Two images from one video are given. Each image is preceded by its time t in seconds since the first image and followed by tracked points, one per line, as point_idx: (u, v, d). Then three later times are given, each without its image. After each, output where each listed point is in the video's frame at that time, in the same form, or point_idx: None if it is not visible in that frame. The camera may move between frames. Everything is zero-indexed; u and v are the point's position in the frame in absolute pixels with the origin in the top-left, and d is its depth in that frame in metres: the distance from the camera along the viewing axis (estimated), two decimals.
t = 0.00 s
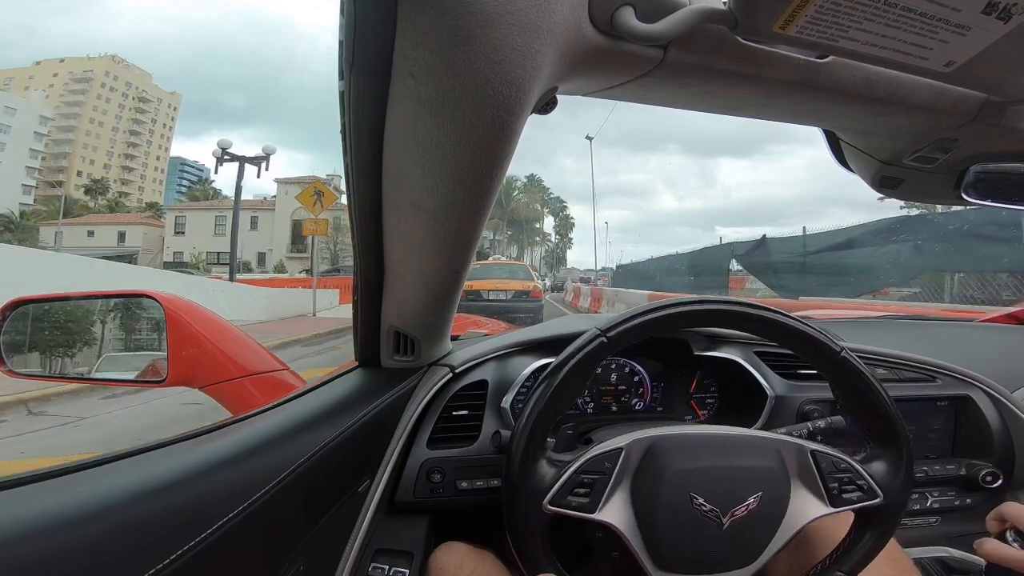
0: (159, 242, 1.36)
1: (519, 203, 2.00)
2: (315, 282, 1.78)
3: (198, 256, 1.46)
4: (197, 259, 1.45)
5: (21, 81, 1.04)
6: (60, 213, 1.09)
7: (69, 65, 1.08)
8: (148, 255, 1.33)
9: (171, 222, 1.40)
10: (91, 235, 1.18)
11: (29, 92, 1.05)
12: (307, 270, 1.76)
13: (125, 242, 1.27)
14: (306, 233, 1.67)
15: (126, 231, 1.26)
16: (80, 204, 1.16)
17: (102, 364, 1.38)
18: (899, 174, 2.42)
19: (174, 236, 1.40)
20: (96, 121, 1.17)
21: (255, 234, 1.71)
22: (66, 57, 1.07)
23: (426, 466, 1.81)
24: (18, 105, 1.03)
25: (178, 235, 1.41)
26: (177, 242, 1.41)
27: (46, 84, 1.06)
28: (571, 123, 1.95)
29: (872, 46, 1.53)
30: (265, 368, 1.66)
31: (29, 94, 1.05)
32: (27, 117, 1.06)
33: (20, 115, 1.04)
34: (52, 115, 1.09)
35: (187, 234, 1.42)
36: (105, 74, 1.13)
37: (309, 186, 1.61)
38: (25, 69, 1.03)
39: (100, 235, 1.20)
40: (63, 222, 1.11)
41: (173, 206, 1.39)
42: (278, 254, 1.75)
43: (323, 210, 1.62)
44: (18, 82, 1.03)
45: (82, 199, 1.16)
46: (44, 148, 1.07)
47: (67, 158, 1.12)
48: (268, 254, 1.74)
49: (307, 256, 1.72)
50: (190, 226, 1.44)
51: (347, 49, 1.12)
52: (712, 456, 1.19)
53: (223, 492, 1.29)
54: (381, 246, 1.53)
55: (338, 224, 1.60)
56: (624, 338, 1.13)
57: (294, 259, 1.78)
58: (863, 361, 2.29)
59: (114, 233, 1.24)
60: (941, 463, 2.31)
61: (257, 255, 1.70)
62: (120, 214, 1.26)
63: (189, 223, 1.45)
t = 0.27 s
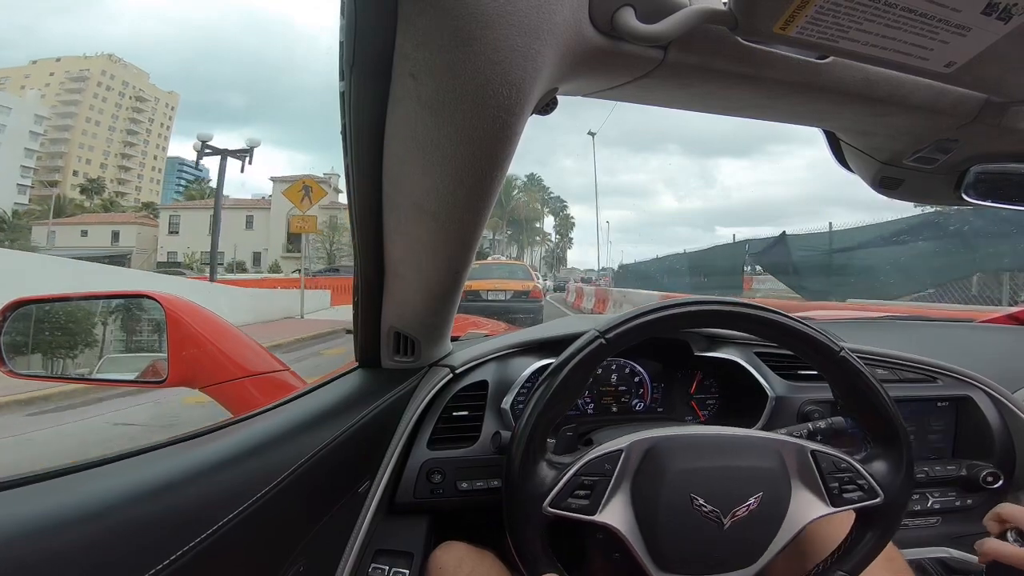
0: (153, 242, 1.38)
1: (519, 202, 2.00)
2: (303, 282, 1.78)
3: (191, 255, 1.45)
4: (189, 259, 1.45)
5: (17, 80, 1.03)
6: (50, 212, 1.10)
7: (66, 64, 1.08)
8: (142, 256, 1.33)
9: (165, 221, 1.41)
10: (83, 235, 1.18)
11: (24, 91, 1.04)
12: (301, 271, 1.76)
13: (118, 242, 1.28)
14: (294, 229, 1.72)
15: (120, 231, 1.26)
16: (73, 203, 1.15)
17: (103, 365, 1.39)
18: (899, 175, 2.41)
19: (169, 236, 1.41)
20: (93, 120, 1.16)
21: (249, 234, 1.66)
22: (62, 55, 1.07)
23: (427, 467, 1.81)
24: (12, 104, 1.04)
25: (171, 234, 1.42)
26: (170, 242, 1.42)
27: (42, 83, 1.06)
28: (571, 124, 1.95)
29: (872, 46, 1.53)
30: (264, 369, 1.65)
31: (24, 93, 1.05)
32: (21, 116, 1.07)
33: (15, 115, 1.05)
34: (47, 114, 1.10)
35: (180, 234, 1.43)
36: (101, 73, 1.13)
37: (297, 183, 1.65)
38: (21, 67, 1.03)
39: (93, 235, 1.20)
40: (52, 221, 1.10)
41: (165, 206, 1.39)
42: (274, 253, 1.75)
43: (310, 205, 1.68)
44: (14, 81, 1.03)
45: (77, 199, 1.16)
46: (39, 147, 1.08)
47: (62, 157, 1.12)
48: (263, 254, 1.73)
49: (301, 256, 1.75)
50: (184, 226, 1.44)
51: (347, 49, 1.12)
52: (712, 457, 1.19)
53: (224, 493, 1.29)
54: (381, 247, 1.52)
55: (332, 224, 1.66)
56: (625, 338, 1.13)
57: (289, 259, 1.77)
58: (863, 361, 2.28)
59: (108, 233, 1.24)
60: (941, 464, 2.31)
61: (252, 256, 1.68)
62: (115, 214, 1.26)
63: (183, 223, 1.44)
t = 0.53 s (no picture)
0: (146, 242, 1.36)
1: (519, 201, 1.99)
2: (288, 282, 1.75)
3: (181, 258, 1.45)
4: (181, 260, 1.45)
5: (12, 79, 1.04)
6: (42, 212, 1.09)
7: (62, 63, 1.07)
8: (134, 255, 1.33)
9: (158, 220, 1.40)
10: (77, 234, 1.17)
11: (19, 91, 1.05)
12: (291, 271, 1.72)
13: (110, 242, 1.28)
14: (278, 226, 1.63)
15: (112, 230, 1.27)
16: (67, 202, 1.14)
17: (103, 365, 1.38)
18: (899, 175, 2.41)
19: (162, 236, 1.39)
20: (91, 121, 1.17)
21: (243, 234, 1.62)
22: (58, 55, 1.07)
23: (426, 467, 1.81)
24: (6, 104, 1.04)
25: (165, 233, 1.41)
26: (162, 242, 1.40)
27: (37, 83, 1.06)
28: (572, 123, 1.95)
29: (873, 47, 1.53)
30: (264, 369, 1.65)
31: (19, 93, 1.05)
32: (14, 114, 1.05)
33: (10, 113, 1.04)
34: (43, 113, 1.08)
35: (174, 233, 1.42)
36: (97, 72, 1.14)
37: (281, 176, 1.57)
38: (16, 67, 1.03)
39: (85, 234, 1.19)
40: (43, 221, 1.08)
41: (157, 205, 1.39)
42: (267, 254, 1.71)
43: (294, 200, 1.61)
44: (9, 81, 1.03)
45: (72, 199, 1.15)
46: (34, 146, 1.08)
47: (58, 157, 1.12)
48: (258, 254, 1.68)
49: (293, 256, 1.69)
50: (176, 225, 1.43)
51: (347, 49, 1.12)
52: (711, 459, 1.19)
53: (224, 493, 1.29)
54: (381, 246, 1.52)
55: (326, 223, 1.65)
56: (625, 337, 1.13)
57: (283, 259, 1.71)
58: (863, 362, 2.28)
59: (100, 232, 1.24)
60: (941, 464, 2.31)
61: (245, 255, 1.64)
62: (107, 213, 1.27)
63: (177, 222, 1.44)
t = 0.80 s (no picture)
0: (139, 241, 1.36)
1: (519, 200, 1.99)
2: (274, 283, 1.69)
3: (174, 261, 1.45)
4: (175, 259, 1.45)
5: (7, 79, 1.02)
6: (36, 212, 1.09)
7: (59, 62, 1.08)
8: (129, 255, 1.31)
9: (152, 220, 1.38)
10: (70, 234, 1.18)
11: (13, 89, 1.03)
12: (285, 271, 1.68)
13: (104, 241, 1.27)
14: (261, 223, 1.58)
15: (106, 229, 1.25)
16: (63, 203, 1.13)
17: (102, 365, 1.39)
18: (899, 176, 2.41)
19: (155, 233, 1.38)
20: (88, 120, 1.18)
21: (238, 233, 1.57)
22: (55, 54, 1.07)
23: (426, 467, 1.81)
24: (1, 104, 1.02)
25: (159, 232, 1.38)
26: (156, 241, 1.39)
27: (32, 81, 1.04)
28: (572, 124, 1.95)
29: (873, 48, 1.53)
30: (264, 369, 1.66)
31: (14, 92, 1.03)
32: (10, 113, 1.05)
33: (4, 112, 1.03)
34: (38, 112, 1.08)
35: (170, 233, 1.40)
36: (93, 71, 1.13)
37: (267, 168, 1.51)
38: (11, 67, 1.01)
39: (79, 234, 1.21)
40: (35, 221, 1.09)
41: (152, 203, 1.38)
42: (264, 253, 1.62)
43: (279, 196, 1.53)
44: (4, 80, 1.01)
45: (67, 198, 1.14)
46: (30, 147, 1.08)
47: (54, 156, 1.11)
48: (252, 253, 1.60)
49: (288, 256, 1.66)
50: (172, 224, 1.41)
51: (348, 49, 1.12)
52: (710, 460, 1.19)
53: (223, 493, 1.29)
54: (381, 245, 1.52)
55: (321, 222, 1.65)
56: (625, 337, 1.13)
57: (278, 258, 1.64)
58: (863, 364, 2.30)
59: (94, 232, 1.23)
60: (941, 465, 2.31)
61: (239, 255, 1.58)
62: (102, 213, 1.25)
63: (172, 222, 1.41)
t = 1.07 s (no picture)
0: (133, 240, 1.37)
1: (519, 199, 1.98)
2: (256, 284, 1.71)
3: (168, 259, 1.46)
4: (168, 259, 1.46)
5: (3, 78, 1.02)
6: (31, 211, 1.15)
7: (55, 61, 1.07)
8: (122, 255, 1.31)
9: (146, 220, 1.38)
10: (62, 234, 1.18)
11: (9, 87, 1.03)
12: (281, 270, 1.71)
13: (97, 241, 1.29)
14: (243, 219, 1.58)
15: (99, 229, 1.27)
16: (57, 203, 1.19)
17: (103, 366, 1.45)
18: (899, 177, 2.41)
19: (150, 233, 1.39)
20: (83, 119, 1.16)
21: (234, 233, 1.60)
22: (51, 53, 1.06)
23: (426, 468, 1.81)
24: None
25: (153, 233, 1.40)
26: (151, 241, 1.40)
27: (29, 80, 1.05)
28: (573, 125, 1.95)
29: (873, 49, 1.53)
30: (264, 369, 1.67)
31: (9, 90, 1.04)
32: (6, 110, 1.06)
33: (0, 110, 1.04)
34: (33, 112, 1.10)
35: (162, 233, 1.41)
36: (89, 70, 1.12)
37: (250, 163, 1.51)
38: (8, 66, 1.01)
39: (70, 233, 1.22)
40: (29, 221, 1.13)
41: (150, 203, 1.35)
42: (258, 253, 1.64)
43: (261, 190, 1.54)
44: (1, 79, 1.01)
45: (64, 199, 1.19)
46: (23, 145, 1.10)
47: (50, 155, 1.14)
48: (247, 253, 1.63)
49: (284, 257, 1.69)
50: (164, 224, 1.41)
51: (348, 49, 1.12)
52: (709, 461, 1.19)
53: (223, 493, 1.29)
54: (381, 245, 1.52)
55: (318, 221, 1.61)
56: (625, 338, 1.13)
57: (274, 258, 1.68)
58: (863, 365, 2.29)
59: (88, 232, 1.26)
60: (941, 466, 2.31)
61: (234, 254, 1.63)
62: (97, 213, 1.27)
63: (166, 222, 1.42)
